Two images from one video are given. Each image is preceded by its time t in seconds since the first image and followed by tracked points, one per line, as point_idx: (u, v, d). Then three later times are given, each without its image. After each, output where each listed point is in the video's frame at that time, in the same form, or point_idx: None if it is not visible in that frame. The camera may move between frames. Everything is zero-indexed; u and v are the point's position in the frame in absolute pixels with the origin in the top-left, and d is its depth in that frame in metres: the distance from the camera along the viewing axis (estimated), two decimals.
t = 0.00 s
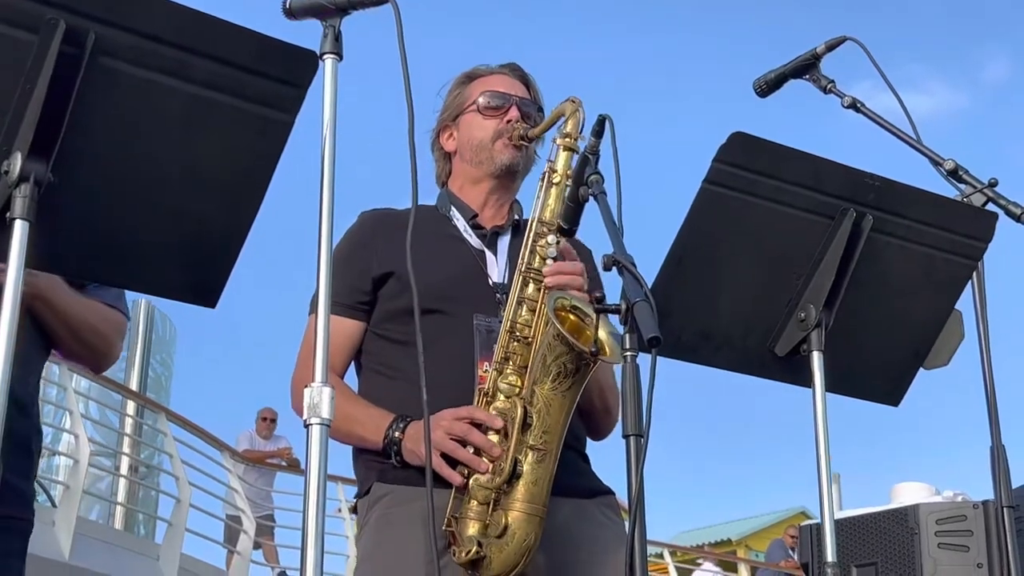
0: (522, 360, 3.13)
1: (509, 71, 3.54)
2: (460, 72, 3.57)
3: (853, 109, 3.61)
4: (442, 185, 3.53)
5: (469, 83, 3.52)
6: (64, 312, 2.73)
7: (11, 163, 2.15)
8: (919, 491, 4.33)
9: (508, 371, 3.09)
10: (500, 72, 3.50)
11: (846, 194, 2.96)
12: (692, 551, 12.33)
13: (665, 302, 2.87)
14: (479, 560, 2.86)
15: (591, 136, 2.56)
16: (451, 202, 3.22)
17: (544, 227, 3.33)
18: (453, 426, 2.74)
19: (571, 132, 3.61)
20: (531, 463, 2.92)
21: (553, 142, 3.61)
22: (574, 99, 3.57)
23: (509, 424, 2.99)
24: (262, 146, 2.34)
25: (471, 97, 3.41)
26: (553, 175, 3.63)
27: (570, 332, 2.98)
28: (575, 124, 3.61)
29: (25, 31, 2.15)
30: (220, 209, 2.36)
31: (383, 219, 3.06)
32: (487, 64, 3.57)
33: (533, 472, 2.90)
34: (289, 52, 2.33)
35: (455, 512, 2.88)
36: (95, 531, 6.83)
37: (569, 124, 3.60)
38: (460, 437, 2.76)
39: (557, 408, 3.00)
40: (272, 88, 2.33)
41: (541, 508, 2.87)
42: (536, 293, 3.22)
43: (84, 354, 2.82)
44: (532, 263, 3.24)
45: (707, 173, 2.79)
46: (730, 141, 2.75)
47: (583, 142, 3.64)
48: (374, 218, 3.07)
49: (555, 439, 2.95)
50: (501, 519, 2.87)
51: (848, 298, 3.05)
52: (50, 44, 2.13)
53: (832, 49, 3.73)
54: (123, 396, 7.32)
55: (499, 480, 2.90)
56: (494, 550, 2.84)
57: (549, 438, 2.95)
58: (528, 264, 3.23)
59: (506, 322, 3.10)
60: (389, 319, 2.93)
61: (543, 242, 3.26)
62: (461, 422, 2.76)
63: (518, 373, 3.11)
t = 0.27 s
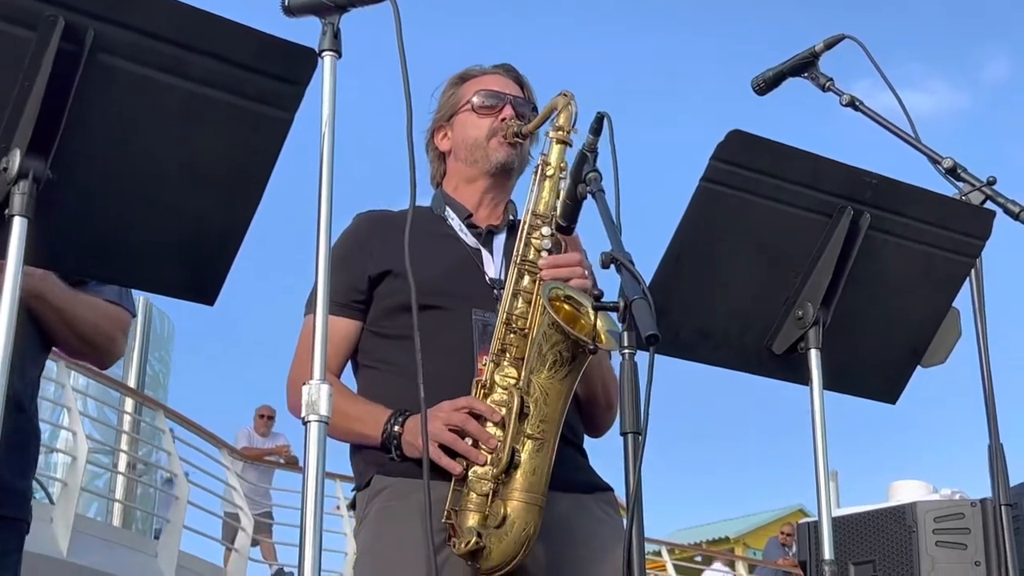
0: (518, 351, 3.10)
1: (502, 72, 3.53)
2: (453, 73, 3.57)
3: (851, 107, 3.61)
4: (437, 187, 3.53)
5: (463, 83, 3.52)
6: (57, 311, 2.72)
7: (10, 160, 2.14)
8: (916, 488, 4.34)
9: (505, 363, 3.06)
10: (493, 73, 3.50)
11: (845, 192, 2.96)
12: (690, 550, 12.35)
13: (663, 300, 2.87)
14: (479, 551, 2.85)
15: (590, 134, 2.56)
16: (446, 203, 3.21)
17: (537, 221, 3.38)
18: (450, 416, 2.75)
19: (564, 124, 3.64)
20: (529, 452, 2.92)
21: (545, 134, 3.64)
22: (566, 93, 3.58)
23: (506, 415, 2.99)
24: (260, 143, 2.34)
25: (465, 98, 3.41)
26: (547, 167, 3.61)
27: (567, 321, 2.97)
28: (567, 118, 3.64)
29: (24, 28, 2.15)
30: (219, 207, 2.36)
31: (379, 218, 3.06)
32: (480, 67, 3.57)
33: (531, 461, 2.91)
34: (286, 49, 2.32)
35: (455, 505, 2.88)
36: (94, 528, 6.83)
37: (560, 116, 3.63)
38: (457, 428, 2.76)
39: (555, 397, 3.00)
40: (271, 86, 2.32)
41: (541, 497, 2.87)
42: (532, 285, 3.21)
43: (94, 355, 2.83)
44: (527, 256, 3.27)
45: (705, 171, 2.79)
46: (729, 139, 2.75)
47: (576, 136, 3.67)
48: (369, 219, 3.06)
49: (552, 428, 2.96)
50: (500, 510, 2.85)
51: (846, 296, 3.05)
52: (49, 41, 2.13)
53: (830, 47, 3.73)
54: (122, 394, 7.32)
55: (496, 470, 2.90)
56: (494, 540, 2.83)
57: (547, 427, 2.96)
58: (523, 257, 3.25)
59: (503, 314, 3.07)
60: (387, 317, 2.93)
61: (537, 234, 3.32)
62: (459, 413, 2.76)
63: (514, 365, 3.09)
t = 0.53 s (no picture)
0: (516, 355, 3.10)
1: (498, 68, 3.53)
2: (449, 70, 3.56)
3: (851, 104, 3.60)
4: (433, 184, 3.53)
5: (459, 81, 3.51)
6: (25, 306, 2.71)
7: (8, 156, 2.14)
8: (915, 486, 4.33)
9: (503, 367, 3.06)
10: (490, 69, 3.49)
11: (845, 190, 2.96)
12: (688, 548, 12.34)
13: (664, 298, 2.86)
14: (479, 556, 2.84)
15: (590, 131, 2.55)
16: (441, 201, 3.21)
17: (534, 220, 3.35)
18: (450, 421, 2.74)
19: (560, 126, 3.64)
20: (528, 457, 2.92)
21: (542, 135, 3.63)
22: (561, 92, 3.58)
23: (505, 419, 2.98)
24: (260, 140, 2.34)
25: (461, 95, 3.40)
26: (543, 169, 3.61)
27: (564, 326, 2.98)
28: (563, 118, 3.64)
29: (23, 24, 2.15)
30: (217, 204, 2.36)
31: (375, 220, 3.05)
32: (476, 64, 3.56)
33: (531, 466, 2.91)
34: (285, 46, 2.32)
35: (455, 509, 2.88)
36: (94, 526, 6.82)
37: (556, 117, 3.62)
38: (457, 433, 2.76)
39: (554, 401, 3.00)
40: (270, 82, 2.32)
41: (540, 502, 2.87)
42: (530, 287, 3.21)
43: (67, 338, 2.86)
44: (524, 258, 3.26)
45: (705, 169, 2.79)
46: (729, 136, 2.75)
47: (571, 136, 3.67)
48: (366, 220, 3.06)
49: (552, 432, 2.95)
50: (500, 515, 2.87)
51: (846, 294, 3.05)
52: (48, 38, 2.12)
53: (830, 44, 3.72)
54: (121, 391, 7.31)
55: (496, 475, 2.92)
56: (494, 545, 2.82)
57: (546, 431, 2.95)
58: (520, 258, 3.23)
59: (502, 317, 3.07)
60: (386, 318, 2.93)
61: (535, 236, 3.29)
62: (459, 417, 2.75)
63: (513, 368, 3.09)
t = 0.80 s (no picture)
0: (517, 351, 3.10)
1: (495, 66, 3.54)
2: (447, 69, 3.56)
3: (850, 103, 3.61)
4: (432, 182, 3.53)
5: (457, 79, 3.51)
6: None
7: (9, 155, 2.14)
8: (915, 485, 4.34)
9: (505, 362, 3.06)
10: (487, 67, 3.49)
11: (845, 189, 2.96)
12: (688, 546, 12.34)
13: (664, 297, 2.87)
14: (482, 551, 2.82)
15: (590, 130, 2.56)
16: (441, 200, 3.21)
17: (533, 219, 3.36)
18: (452, 430, 2.75)
19: (558, 122, 3.62)
20: (530, 452, 2.93)
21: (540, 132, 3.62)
22: (558, 89, 3.57)
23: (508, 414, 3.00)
24: (260, 139, 2.34)
25: (458, 93, 3.40)
26: (542, 166, 3.60)
27: (565, 320, 2.99)
28: (561, 114, 3.63)
29: (24, 23, 2.15)
30: (217, 203, 2.36)
31: (375, 219, 3.06)
32: (473, 61, 3.56)
33: (534, 460, 2.92)
34: (285, 44, 2.32)
35: (457, 506, 2.88)
36: (94, 524, 6.83)
37: (555, 113, 3.60)
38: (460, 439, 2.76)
39: (556, 396, 3.00)
40: (270, 81, 2.32)
41: (543, 497, 2.88)
42: (531, 283, 3.20)
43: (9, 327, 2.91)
44: (524, 255, 3.25)
45: (705, 167, 2.79)
46: (729, 135, 2.75)
47: (570, 133, 3.66)
48: (366, 219, 3.06)
49: (555, 426, 2.96)
50: (502, 510, 2.86)
51: (845, 293, 3.06)
52: (48, 37, 2.13)
53: (830, 43, 3.72)
54: (121, 389, 7.32)
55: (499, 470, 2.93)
56: (497, 540, 2.81)
57: (549, 425, 2.96)
58: (520, 255, 3.23)
59: (502, 313, 3.07)
60: (387, 317, 2.93)
61: (534, 234, 3.31)
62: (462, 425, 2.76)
63: (514, 364, 3.08)
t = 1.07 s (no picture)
0: (518, 352, 3.08)
1: (494, 67, 3.53)
2: (446, 69, 3.56)
3: (850, 102, 3.60)
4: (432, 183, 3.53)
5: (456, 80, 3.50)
6: None
7: (7, 153, 2.14)
8: (914, 483, 4.33)
9: (506, 362, 3.04)
10: (487, 68, 3.49)
11: (845, 188, 2.96)
12: (687, 545, 12.34)
13: (664, 296, 2.87)
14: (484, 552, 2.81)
15: (589, 129, 2.55)
16: (441, 200, 3.20)
17: (533, 219, 3.36)
18: (455, 429, 2.74)
19: (557, 121, 3.60)
20: (532, 452, 2.92)
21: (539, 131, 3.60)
22: (557, 89, 3.55)
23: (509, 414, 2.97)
24: (259, 138, 2.33)
25: (458, 95, 3.40)
26: (542, 165, 3.60)
27: (565, 320, 2.98)
28: (560, 113, 3.60)
29: (23, 20, 2.15)
30: (216, 201, 2.36)
31: (374, 220, 3.05)
32: (473, 62, 3.56)
33: (536, 460, 2.91)
34: (284, 42, 2.31)
35: (460, 507, 2.87)
36: (94, 523, 6.83)
37: (553, 112, 3.57)
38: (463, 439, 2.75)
39: (557, 395, 2.99)
40: (270, 79, 2.31)
41: (545, 496, 2.88)
42: (530, 282, 3.19)
43: None
44: (524, 255, 3.25)
45: (705, 167, 2.79)
46: (730, 134, 2.75)
47: (569, 131, 3.65)
48: (366, 219, 3.06)
49: (556, 426, 2.96)
50: (505, 510, 2.87)
51: (845, 292, 3.05)
52: (47, 34, 2.12)
53: (830, 42, 3.72)
54: (121, 388, 7.31)
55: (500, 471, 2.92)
56: (500, 540, 2.81)
57: (551, 425, 2.96)
58: (520, 255, 3.23)
59: (502, 313, 3.06)
60: (387, 318, 2.93)
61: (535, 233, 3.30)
62: (463, 424, 2.75)
63: (515, 364, 3.06)
